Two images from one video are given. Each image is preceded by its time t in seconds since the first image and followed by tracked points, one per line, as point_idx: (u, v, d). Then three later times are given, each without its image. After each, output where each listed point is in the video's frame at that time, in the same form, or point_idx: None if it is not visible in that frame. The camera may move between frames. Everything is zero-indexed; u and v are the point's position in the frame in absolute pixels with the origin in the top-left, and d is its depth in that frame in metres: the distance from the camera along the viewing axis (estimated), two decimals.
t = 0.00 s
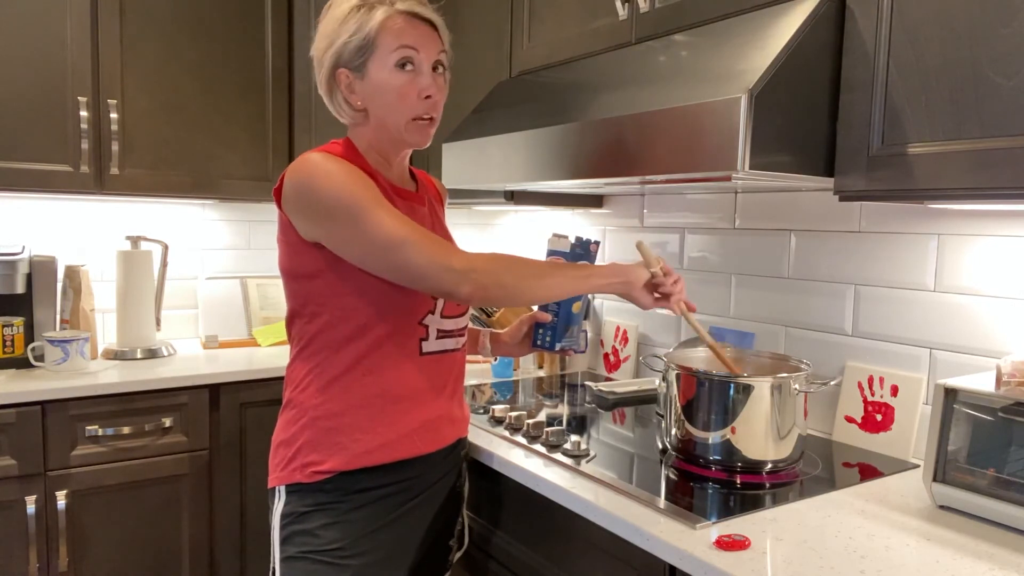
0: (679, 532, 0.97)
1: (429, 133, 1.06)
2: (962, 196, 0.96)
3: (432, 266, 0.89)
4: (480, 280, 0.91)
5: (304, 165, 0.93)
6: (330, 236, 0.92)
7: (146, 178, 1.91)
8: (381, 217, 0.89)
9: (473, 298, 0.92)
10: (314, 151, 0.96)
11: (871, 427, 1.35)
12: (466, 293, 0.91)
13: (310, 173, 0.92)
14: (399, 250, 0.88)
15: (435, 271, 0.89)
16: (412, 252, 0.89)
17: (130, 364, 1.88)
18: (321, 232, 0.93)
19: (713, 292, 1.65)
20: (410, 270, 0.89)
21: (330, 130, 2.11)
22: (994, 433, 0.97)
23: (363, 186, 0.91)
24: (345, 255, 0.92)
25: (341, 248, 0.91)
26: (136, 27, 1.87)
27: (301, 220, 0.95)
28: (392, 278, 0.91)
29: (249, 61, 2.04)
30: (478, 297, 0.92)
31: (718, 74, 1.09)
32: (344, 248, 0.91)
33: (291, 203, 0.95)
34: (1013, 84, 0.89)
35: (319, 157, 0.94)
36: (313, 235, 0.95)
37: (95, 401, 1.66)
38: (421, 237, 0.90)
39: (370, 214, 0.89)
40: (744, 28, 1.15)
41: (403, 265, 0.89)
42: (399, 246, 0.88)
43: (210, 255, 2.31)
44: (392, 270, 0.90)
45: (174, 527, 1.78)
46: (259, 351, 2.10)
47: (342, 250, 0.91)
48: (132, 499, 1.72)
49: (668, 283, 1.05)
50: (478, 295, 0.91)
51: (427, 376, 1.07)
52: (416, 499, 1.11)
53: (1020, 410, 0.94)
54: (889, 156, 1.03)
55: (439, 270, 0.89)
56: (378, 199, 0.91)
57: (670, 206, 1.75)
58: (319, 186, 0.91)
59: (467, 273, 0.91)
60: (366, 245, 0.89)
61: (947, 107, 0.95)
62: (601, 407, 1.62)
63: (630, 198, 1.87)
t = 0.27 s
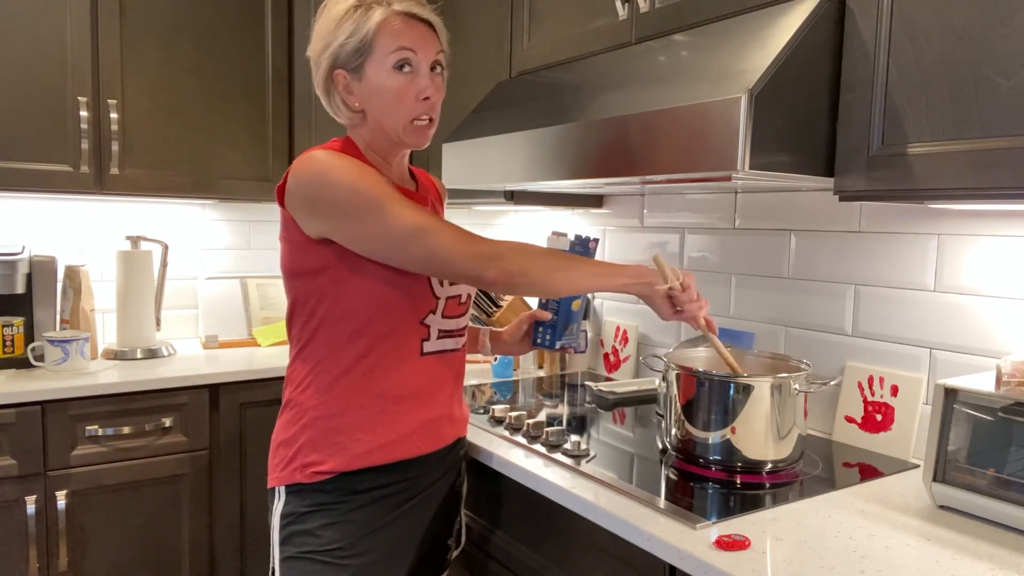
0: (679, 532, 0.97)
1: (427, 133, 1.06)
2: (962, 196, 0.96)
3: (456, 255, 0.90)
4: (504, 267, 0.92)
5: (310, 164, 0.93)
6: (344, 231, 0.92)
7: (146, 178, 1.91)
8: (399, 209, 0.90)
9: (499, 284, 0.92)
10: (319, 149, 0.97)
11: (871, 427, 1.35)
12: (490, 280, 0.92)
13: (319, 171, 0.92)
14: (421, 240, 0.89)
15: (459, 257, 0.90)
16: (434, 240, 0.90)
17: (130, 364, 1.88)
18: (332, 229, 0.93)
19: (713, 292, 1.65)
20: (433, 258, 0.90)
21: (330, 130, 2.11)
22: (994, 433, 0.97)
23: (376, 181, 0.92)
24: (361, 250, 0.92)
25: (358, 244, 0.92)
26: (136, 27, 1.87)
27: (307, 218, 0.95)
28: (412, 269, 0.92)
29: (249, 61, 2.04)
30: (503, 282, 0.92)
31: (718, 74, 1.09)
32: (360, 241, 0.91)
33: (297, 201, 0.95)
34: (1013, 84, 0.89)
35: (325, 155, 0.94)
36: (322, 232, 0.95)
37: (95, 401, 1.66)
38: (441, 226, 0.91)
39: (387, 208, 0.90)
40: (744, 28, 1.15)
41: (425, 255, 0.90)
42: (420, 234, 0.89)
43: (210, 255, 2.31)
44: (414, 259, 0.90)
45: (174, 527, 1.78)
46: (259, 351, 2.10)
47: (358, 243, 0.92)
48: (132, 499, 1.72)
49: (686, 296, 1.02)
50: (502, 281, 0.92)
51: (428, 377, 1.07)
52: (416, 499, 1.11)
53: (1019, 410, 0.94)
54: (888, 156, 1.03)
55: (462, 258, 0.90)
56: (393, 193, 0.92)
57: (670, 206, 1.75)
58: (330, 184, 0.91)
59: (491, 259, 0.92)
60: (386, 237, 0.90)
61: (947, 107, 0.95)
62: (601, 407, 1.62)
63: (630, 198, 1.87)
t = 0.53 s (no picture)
0: (679, 532, 0.97)
1: (433, 135, 1.07)
2: (962, 196, 0.96)
3: (464, 250, 0.90)
4: (512, 262, 0.93)
5: (314, 161, 0.93)
6: (349, 228, 0.92)
7: (146, 178, 1.91)
8: (406, 205, 0.90)
9: (506, 279, 0.93)
10: (323, 147, 0.96)
11: (871, 427, 1.35)
12: (498, 274, 0.92)
13: (324, 168, 0.92)
14: (429, 236, 0.89)
15: (467, 251, 0.90)
16: (441, 235, 0.90)
17: (130, 364, 1.88)
18: (337, 226, 0.93)
19: (713, 292, 1.65)
20: (440, 253, 0.90)
21: (330, 130, 2.11)
22: (994, 433, 0.97)
23: (382, 177, 0.92)
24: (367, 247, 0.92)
25: (363, 240, 0.91)
26: (136, 27, 1.87)
27: (311, 215, 0.95)
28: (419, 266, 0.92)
29: (249, 61, 2.04)
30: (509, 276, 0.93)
31: (718, 74, 1.09)
32: (366, 237, 0.91)
33: (300, 198, 0.95)
34: (1013, 84, 0.89)
35: (329, 152, 0.94)
36: (327, 229, 0.95)
37: (95, 401, 1.66)
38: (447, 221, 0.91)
39: (394, 203, 0.90)
40: (744, 28, 1.15)
41: (433, 251, 0.90)
42: (426, 230, 0.89)
43: (210, 255, 2.31)
44: (421, 255, 0.90)
45: (174, 527, 1.78)
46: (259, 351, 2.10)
47: (364, 240, 0.91)
48: (132, 500, 1.72)
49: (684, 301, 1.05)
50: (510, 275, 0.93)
51: (429, 376, 1.07)
52: (416, 499, 1.11)
53: (1019, 410, 0.94)
54: (889, 156, 1.03)
55: (471, 253, 0.90)
56: (399, 189, 0.92)
57: (670, 206, 1.75)
58: (335, 181, 0.91)
59: (498, 253, 0.92)
60: (393, 234, 0.90)
61: (947, 107, 0.96)
62: (601, 407, 1.62)
63: (630, 198, 1.87)
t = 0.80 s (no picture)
0: (679, 532, 0.97)
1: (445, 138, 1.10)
2: (962, 195, 0.96)
3: (460, 247, 0.90)
4: (508, 259, 0.91)
5: (313, 160, 0.93)
6: (347, 226, 0.92)
7: (146, 178, 1.91)
8: (403, 203, 0.90)
9: (501, 275, 0.92)
10: (323, 146, 0.96)
11: (871, 427, 1.35)
12: (493, 271, 0.91)
13: (322, 167, 0.92)
14: (424, 233, 0.89)
15: (464, 248, 0.90)
16: (438, 232, 0.89)
17: (130, 364, 1.88)
18: (335, 224, 0.93)
19: (713, 292, 1.65)
20: (437, 250, 0.89)
21: (330, 130, 2.11)
22: (994, 433, 0.97)
23: (381, 176, 0.92)
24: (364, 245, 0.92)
25: (360, 238, 0.91)
26: (136, 27, 1.87)
27: (309, 214, 0.95)
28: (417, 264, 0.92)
29: (249, 61, 2.04)
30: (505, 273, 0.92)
31: (718, 74, 1.09)
32: (364, 235, 0.91)
33: (299, 197, 0.95)
34: (1013, 84, 0.89)
35: (328, 151, 0.94)
36: (325, 228, 0.95)
37: (95, 401, 1.66)
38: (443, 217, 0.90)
39: (391, 201, 0.90)
40: (744, 28, 1.15)
41: (429, 249, 0.89)
42: (422, 227, 0.89)
43: (210, 255, 2.31)
44: (418, 252, 0.90)
45: (174, 527, 1.78)
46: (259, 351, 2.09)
47: (362, 238, 0.91)
48: (132, 499, 1.72)
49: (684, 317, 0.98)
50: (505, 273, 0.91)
51: (428, 375, 1.07)
52: (415, 499, 1.11)
53: (1020, 410, 0.94)
54: (889, 156, 1.03)
55: (467, 250, 0.90)
56: (397, 187, 0.92)
57: (670, 206, 1.75)
58: (333, 179, 0.91)
59: (495, 249, 0.91)
60: (389, 232, 0.89)
61: (947, 107, 0.95)
62: (601, 407, 1.62)
63: (630, 198, 1.87)
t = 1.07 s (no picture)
0: (679, 532, 0.97)
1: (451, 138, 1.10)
2: (962, 195, 0.96)
3: (458, 248, 0.89)
4: (508, 262, 0.91)
5: (314, 159, 0.93)
6: (347, 226, 0.92)
7: (146, 178, 1.91)
8: (403, 203, 0.90)
9: (500, 277, 0.91)
10: (325, 146, 0.97)
11: (871, 427, 1.35)
12: (491, 273, 0.91)
13: (323, 166, 0.92)
14: (422, 233, 0.89)
15: (463, 249, 0.90)
16: (437, 233, 0.89)
17: (130, 364, 1.88)
18: (335, 223, 0.93)
19: (713, 292, 1.65)
20: (435, 251, 0.89)
21: (330, 130, 2.11)
22: (994, 433, 0.97)
23: (381, 175, 0.92)
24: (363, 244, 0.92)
25: (359, 238, 0.92)
26: (136, 27, 1.87)
27: (310, 214, 0.95)
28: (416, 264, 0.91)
29: (249, 61, 2.04)
30: (504, 274, 0.91)
31: (718, 74, 1.09)
32: (363, 235, 0.91)
33: (300, 197, 0.95)
34: (1013, 84, 0.89)
35: (329, 150, 0.94)
36: (325, 228, 0.95)
37: (95, 401, 1.66)
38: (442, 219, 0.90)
39: (390, 201, 0.90)
40: (744, 28, 1.15)
41: (426, 249, 0.89)
42: (420, 227, 0.89)
43: (210, 255, 2.31)
44: (416, 253, 0.90)
45: (174, 527, 1.78)
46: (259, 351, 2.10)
47: (361, 238, 0.91)
48: (132, 499, 1.72)
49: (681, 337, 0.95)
50: (503, 275, 0.91)
51: (429, 375, 1.07)
52: (415, 500, 1.11)
53: (1019, 410, 0.94)
54: (889, 156, 1.03)
55: (464, 252, 0.90)
56: (397, 187, 0.92)
57: (670, 206, 1.75)
58: (333, 179, 0.91)
59: (494, 251, 0.90)
60: (388, 231, 0.90)
61: (947, 107, 0.95)
62: (601, 407, 1.62)
63: (630, 198, 1.87)
